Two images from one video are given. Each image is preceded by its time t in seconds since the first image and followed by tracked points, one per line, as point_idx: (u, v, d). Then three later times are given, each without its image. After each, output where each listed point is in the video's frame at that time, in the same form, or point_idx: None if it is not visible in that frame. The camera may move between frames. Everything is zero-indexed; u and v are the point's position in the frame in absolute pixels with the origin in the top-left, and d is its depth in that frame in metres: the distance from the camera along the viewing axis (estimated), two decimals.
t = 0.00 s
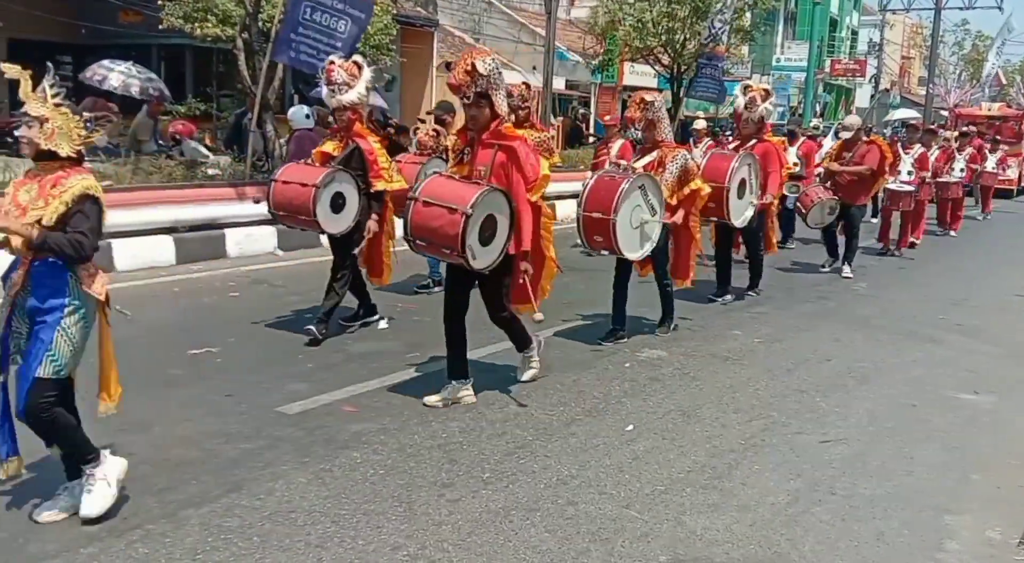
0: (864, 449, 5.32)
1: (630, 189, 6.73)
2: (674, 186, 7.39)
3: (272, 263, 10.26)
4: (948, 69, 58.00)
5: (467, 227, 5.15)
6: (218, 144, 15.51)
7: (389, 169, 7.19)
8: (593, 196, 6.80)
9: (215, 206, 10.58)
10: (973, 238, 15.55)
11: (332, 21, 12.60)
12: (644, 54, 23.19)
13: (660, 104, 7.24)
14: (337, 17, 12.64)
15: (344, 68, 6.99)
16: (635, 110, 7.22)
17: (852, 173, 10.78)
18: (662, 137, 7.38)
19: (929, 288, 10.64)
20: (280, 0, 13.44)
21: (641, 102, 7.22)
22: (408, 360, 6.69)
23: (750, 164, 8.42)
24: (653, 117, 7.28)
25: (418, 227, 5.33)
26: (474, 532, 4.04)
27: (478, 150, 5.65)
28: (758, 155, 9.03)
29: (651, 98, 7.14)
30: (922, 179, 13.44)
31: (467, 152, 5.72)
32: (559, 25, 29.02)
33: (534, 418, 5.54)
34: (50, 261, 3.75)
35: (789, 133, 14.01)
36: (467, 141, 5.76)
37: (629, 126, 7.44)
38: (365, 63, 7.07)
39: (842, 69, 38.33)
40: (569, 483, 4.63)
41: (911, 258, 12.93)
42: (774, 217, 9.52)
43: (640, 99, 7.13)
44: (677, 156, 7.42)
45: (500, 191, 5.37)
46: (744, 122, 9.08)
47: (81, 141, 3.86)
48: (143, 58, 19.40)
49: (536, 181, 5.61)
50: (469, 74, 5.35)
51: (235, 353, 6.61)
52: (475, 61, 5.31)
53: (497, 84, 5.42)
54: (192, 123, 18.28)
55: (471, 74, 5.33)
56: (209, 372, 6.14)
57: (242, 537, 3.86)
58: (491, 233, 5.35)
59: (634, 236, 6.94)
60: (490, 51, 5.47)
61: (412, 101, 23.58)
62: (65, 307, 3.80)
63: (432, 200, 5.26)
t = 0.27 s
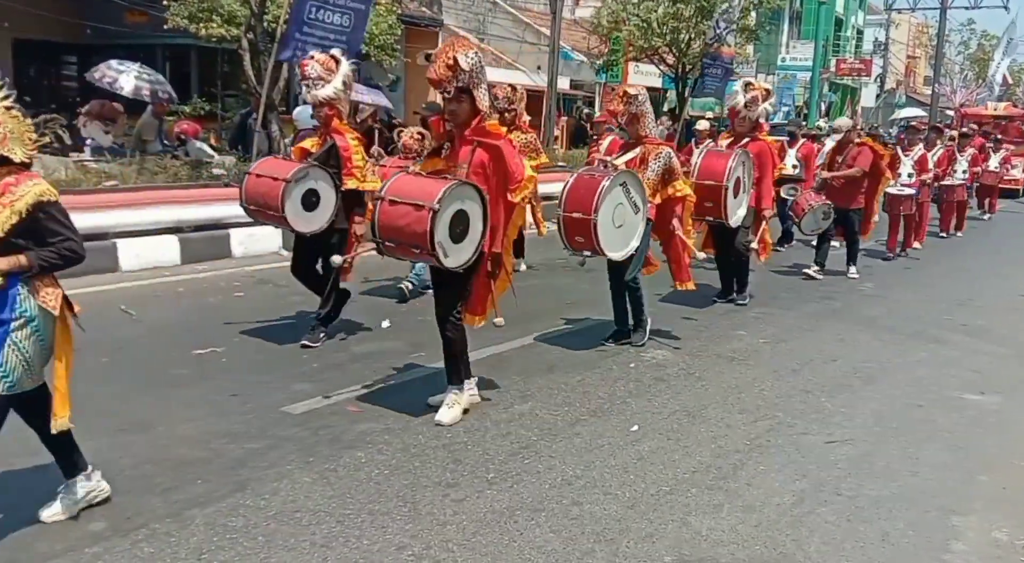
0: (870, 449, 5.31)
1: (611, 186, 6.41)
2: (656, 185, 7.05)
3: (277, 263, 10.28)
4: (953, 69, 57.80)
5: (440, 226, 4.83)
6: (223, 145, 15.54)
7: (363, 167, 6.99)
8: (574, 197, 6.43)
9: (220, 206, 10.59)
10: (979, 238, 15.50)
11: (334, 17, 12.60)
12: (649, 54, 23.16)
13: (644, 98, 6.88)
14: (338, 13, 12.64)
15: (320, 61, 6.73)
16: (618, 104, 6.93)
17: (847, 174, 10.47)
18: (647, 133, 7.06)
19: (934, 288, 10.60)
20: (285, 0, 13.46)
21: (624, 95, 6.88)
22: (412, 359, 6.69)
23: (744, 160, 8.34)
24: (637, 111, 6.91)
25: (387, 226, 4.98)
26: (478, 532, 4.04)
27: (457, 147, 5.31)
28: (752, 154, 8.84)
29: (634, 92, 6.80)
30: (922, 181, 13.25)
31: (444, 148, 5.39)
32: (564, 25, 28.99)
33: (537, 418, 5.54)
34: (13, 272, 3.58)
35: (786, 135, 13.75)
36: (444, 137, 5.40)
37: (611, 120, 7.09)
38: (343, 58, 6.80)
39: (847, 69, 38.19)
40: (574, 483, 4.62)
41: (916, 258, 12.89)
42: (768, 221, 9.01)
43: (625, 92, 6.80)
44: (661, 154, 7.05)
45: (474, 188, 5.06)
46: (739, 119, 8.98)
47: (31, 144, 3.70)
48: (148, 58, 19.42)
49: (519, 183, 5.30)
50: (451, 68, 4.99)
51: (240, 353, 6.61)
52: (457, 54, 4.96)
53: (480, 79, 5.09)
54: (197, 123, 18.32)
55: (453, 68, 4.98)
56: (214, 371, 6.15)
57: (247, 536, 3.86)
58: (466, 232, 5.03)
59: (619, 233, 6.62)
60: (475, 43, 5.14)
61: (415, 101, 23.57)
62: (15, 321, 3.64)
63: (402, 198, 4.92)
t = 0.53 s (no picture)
0: (876, 450, 5.30)
1: (601, 194, 6.24)
2: (642, 192, 6.75)
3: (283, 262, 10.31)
4: (959, 69, 57.66)
5: (401, 240, 4.52)
6: (230, 145, 15.59)
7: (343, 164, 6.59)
8: (564, 205, 6.28)
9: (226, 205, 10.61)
10: (986, 238, 15.46)
11: (336, 15, 12.62)
12: (654, 54, 23.16)
13: (636, 99, 6.57)
14: (341, 10, 12.67)
15: (290, 60, 6.51)
16: (609, 102, 6.57)
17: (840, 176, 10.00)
18: (636, 135, 6.73)
19: (941, 288, 10.58)
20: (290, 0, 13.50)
21: (615, 93, 6.56)
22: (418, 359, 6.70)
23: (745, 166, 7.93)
24: (627, 111, 6.60)
25: (346, 239, 4.67)
26: (483, 532, 4.04)
27: (431, 156, 4.99)
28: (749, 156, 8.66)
29: (626, 91, 6.51)
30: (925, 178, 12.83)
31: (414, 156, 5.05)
32: (569, 25, 29.01)
33: (543, 418, 5.53)
34: None
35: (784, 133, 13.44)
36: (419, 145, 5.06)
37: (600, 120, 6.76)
38: (310, 55, 6.58)
39: (853, 69, 38.11)
40: (579, 483, 4.62)
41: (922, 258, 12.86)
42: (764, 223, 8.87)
43: (615, 91, 6.51)
44: (650, 159, 6.72)
45: (440, 203, 4.75)
46: (738, 120, 8.62)
47: None
48: (153, 58, 19.53)
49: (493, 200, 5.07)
50: (430, 68, 4.65)
51: (246, 352, 6.62)
52: (438, 53, 4.62)
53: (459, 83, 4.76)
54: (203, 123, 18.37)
55: (432, 69, 4.65)
56: (220, 371, 6.16)
57: (252, 536, 3.86)
58: (431, 246, 4.73)
59: (607, 242, 6.44)
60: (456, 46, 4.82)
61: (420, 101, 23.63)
62: None
63: (362, 208, 4.60)
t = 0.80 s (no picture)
0: (882, 451, 5.28)
1: (587, 189, 5.99)
2: (631, 188, 6.58)
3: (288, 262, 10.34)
4: (965, 68, 57.52)
5: (356, 238, 4.16)
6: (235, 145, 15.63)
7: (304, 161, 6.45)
8: (548, 200, 5.99)
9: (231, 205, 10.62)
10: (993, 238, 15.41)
11: (338, 13, 12.65)
12: (659, 54, 23.13)
13: (627, 92, 6.49)
14: (341, 8, 12.69)
15: (249, 60, 6.34)
16: (599, 92, 6.49)
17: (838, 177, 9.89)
18: (624, 129, 6.59)
19: (947, 289, 10.55)
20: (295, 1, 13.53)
21: (607, 83, 6.49)
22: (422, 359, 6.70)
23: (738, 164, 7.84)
24: (617, 103, 6.49)
25: (302, 233, 4.31)
26: (488, 532, 4.04)
27: (398, 146, 4.64)
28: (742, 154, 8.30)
29: (617, 82, 6.46)
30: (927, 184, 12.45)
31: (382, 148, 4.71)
32: (574, 26, 28.99)
33: (547, 419, 5.53)
34: None
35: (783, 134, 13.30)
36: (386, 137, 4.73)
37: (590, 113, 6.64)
38: (271, 55, 6.38)
39: (858, 68, 38.02)
40: (584, 483, 4.62)
41: (927, 258, 12.83)
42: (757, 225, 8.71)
43: (607, 82, 6.45)
44: (640, 154, 6.59)
45: (407, 201, 4.36)
46: (728, 118, 8.44)
47: None
48: (159, 59, 19.51)
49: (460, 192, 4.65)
50: (385, 50, 4.45)
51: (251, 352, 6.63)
52: (390, 34, 4.42)
53: (422, 71, 4.45)
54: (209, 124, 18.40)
55: (387, 51, 4.43)
56: (224, 370, 6.16)
57: (257, 535, 3.87)
58: (393, 249, 4.36)
59: (592, 240, 6.14)
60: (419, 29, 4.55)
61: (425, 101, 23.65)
62: None
63: (320, 200, 4.25)
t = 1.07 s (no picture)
0: (888, 451, 5.27)
1: (564, 194, 5.87)
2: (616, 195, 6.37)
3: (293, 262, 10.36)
4: (971, 68, 57.36)
5: (321, 252, 3.91)
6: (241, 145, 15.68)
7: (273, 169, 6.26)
8: (524, 205, 5.89)
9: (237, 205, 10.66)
10: (999, 239, 15.37)
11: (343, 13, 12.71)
12: (664, 54, 23.12)
13: (607, 94, 6.29)
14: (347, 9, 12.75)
15: (222, 54, 6.19)
16: (578, 98, 6.29)
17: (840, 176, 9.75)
18: (608, 132, 6.39)
19: (953, 289, 10.52)
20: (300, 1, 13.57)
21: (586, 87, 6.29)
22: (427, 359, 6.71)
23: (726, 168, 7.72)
24: (598, 107, 6.30)
25: (266, 245, 4.06)
26: (493, 532, 4.04)
27: (360, 150, 4.34)
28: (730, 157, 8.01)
29: (596, 85, 6.25)
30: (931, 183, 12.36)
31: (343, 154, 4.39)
32: (578, 26, 29.00)
33: (552, 418, 5.53)
34: None
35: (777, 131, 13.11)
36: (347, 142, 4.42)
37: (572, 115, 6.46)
38: (243, 49, 6.25)
39: (864, 68, 37.93)
40: (589, 483, 4.62)
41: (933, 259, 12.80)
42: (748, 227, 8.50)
43: (585, 86, 6.24)
44: (624, 157, 6.41)
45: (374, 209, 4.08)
46: (715, 121, 8.15)
47: None
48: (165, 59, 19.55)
49: (434, 191, 4.25)
50: (334, 51, 4.16)
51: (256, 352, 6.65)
52: (338, 34, 4.12)
53: (378, 71, 4.16)
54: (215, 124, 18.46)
55: (336, 51, 4.14)
56: (230, 370, 6.18)
57: (263, 535, 3.88)
58: (362, 260, 4.10)
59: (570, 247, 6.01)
60: (372, 26, 4.27)
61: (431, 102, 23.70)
62: None
63: (280, 212, 3.99)
